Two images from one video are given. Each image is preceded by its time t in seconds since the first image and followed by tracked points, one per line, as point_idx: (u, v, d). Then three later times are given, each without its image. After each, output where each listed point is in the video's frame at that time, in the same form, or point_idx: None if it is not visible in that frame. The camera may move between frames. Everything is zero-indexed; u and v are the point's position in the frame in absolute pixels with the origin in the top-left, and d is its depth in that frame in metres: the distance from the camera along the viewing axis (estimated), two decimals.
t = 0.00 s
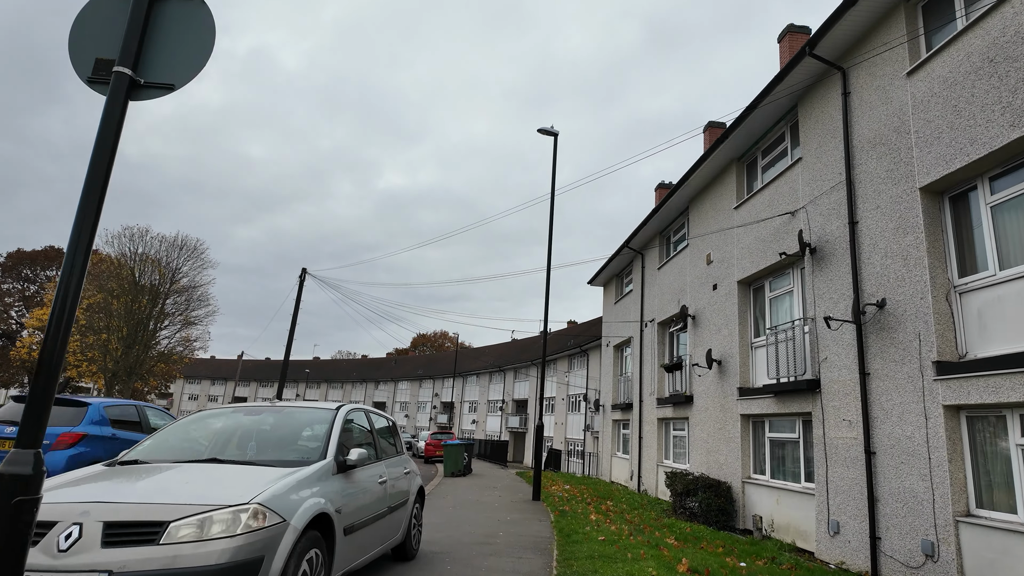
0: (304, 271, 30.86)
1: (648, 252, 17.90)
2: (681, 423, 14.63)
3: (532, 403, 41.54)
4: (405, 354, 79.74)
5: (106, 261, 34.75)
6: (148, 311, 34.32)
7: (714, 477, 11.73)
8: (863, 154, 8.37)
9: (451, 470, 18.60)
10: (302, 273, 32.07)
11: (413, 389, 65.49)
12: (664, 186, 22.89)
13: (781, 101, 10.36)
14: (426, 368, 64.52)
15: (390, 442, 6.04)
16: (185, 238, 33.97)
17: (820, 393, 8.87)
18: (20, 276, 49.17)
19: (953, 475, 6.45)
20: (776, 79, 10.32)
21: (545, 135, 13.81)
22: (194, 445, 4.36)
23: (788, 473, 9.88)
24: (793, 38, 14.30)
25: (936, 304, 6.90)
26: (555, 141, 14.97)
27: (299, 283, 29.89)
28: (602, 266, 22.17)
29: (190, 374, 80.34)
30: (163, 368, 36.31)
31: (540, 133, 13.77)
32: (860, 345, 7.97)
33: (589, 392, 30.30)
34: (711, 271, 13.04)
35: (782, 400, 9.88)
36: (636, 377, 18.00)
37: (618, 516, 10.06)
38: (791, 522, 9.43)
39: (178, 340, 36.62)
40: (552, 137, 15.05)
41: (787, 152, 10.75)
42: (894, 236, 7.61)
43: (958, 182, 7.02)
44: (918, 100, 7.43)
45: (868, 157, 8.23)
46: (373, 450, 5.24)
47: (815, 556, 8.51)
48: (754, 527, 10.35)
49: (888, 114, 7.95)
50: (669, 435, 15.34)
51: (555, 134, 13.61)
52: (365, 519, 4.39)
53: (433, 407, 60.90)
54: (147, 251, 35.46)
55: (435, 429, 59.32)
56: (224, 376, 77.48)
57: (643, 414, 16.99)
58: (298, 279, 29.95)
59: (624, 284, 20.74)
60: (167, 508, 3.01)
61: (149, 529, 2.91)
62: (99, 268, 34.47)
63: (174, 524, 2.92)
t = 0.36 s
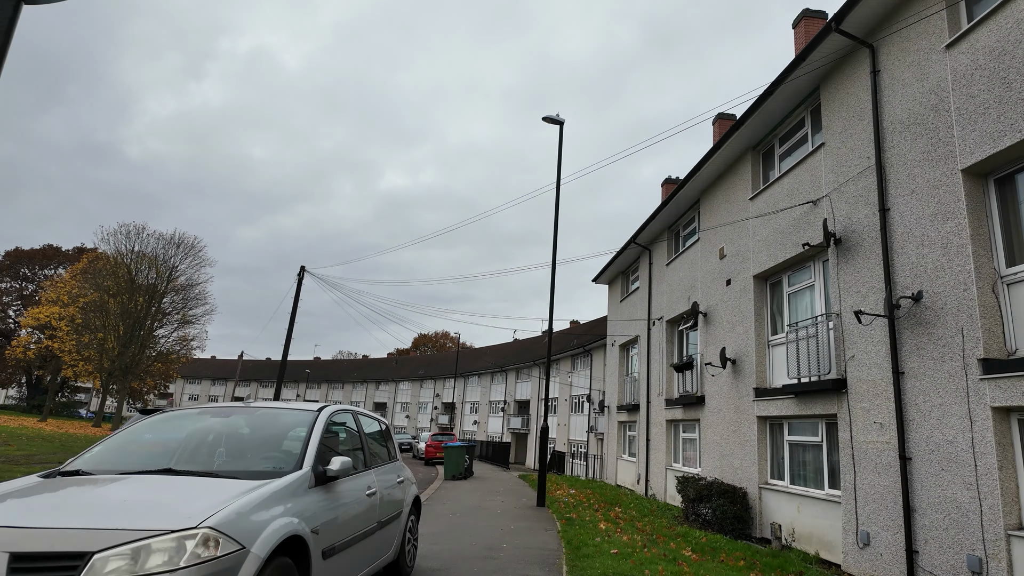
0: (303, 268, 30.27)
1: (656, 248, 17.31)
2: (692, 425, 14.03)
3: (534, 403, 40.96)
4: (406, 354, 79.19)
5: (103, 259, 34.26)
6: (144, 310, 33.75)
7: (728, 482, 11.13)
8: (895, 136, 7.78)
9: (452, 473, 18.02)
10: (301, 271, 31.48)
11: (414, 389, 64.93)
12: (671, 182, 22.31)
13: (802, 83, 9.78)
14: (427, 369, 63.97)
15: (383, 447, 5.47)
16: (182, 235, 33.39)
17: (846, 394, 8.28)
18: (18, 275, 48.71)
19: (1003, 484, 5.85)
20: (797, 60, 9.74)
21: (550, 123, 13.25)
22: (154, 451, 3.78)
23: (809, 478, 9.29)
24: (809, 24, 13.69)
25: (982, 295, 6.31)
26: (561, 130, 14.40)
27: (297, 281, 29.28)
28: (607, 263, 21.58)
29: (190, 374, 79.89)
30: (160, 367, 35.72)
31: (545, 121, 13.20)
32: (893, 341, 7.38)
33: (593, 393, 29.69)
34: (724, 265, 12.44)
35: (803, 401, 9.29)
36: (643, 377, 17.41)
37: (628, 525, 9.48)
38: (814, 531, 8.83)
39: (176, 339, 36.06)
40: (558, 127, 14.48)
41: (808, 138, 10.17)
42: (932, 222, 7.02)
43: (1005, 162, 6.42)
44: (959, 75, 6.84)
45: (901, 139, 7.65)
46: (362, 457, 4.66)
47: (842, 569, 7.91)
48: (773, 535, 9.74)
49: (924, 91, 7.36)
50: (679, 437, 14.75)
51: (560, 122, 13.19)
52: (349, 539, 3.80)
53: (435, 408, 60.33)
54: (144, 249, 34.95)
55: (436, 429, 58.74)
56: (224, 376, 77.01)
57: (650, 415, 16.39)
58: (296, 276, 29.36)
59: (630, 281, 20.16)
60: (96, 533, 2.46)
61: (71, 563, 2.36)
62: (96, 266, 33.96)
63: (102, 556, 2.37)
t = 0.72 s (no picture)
0: (299, 265, 29.67)
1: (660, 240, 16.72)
2: (700, 422, 13.46)
3: (534, 402, 40.42)
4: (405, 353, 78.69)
5: (96, 255, 33.63)
6: (137, 307, 33.13)
7: (741, 481, 10.56)
8: (926, 107, 7.21)
9: (451, 473, 17.42)
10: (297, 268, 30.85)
11: (413, 388, 64.37)
12: (675, 173, 21.73)
13: (820, 57, 9.20)
14: (426, 368, 63.41)
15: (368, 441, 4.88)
16: (176, 231, 32.76)
17: (872, 386, 7.70)
18: (12, 273, 48.08)
19: None
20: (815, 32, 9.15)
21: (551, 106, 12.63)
22: (92, 445, 3.18)
23: (830, 477, 8.71)
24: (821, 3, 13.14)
25: None
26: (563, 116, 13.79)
27: (293, 277, 28.67)
28: (610, 257, 20.99)
29: (187, 374, 79.32)
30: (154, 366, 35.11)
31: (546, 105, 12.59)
32: (927, 327, 6.79)
33: (594, 391, 29.12)
34: (735, 254, 11.86)
35: (823, 394, 8.73)
36: (647, 373, 16.83)
37: (636, 527, 8.91)
38: (836, 534, 8.26)
39: (170, 338, 35.44)
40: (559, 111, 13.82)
41: (826, 117, 9.58)
42: (971, 197, 6.44)
43: None
44: (1001, 36, 6.26)
45: (933, 109, 7.07)
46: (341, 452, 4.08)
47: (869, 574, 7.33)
48: (790, 537, 9.17)
49: (960, 56, 6.77)
50: (686, 435, 14.18)
51: (561, 104, 12.57)
52: (318, 550, 3.21)
53: (434, 407, 59.74)
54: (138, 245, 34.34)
55: (435, 429, 58.17)
56: (222, 376, 76.42)
57: (656, 412, 15.82)
58: (292, 272, 28.75)
59: (634, 275, 19.57)
60: None
61: None
62: (88, 263, 33.34)
63: None
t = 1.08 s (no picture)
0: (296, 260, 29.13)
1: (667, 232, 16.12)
2: (709, 421, 12.88)
3: (535, 400, 39.84)
4: (405, 351, 78.12)
5: (89, 251, 33.03)
6: (132, 304, 32.53)
7: (755, 483, 9.97)
8: (966, 77, 6.60)
9: (449, 473, 16.83)
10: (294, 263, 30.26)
11: (413, 386, 63.80)
12: (679, 164, 21.13)
13: (843, 31, 8.59)
14: (426, 366, 62.84)
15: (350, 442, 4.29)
16: (171, 226, 32.16)
17: (903, 382, 7.12)
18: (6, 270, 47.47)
19: None
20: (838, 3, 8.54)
21: (554, 89, 12.02)
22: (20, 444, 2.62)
23: (854, 479, 8.13)
24: None
25: None
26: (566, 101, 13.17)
27: (290, 272, 28.07)
28: (613, 251, 20.40)
29: (186, 372, 78.73)
30: (149, 363, 34.52)
31: (549, 87, 11.97)
32: (969, 317, 6.20)
33: (597, 389, 28.55)
34: (749, 244, 11.26)
35: (846, 391, 8.14)
36: (653, 370, 16.24)
37: (646, 533, 8.33)
38: (861, 540, 7.68)
39: (165, 335, 34.83)
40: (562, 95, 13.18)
41: (848, 96, 8.98)
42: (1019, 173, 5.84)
43: None
44: None
45: (975, 79, 6.46)
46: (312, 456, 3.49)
47: None
48: (810, 543, 8.59)
49: (1006, 19, 6.16)
50: (695, 434, 13.60)
51: (565, 87, 11.94)
52: None
53: (433, 405, 59.17)
54: (132, 241, 33.75)
55: (435, 427, 57.61)
56: (220, 374, 75.86)
57: (662, 410, 15.24)
58: (289, 268, 28.15)
59: (639, 269, 18.98)
60: None
61: None
62: (81, 259, 32.75)
63: None
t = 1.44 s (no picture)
0: (291, 257, 28.51)
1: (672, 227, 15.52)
2: (718, 422, 12.29)
3: (535, 400, 39.23)
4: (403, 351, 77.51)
5: (80, 248, 32.39)
6: (125, 302, 31.90)
7: (769, 488, 9.38)
8: (1009, 46, 6.01)
9: (446, 476, 16.23)
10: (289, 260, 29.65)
11: (412, 386, 63.19)
12: (683, 158, 20.54)
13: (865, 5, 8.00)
14: (425, 365, 62.23)
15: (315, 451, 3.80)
16: (165, 223, 31.52)
17: (936, 380, 6.52)
18: None
19: None
20: None
21: (554, 72, 11.42)
22: None
23: (878, 486, 7.54)
24: None
25: None
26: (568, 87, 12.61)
27: (285, 269, 27.41)
28: (615, 247, 19.81)
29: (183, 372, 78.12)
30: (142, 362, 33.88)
31: (550, 70, 11.37)
32: (1015, 309, 5.61)
33: (598, 389, 27.90)
34: (760, 236, 10.69)
35: (870, 390, 7.55)
36: (657, 369, 15.64)
37: (654, 543, 7.75)
38: (888, 553, 7.09)
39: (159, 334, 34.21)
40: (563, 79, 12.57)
41: (871, 75, 8.38)
42: None
43: None
44: None
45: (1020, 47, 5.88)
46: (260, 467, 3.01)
47: None
48: (830, 554, 7.99)
49: None
50: (702, 436, 13.00)
51: (566, 70, 11.35)
52: None
53: (432, 405, 58.53)
54: (124, 238, 33.12)
55: (434, 428, 56.97)
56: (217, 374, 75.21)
57: (667, 411, 14.66)
58: (284, 265, 27.51)
59: (641, 265, 18.40)
60: None
61: None
62: (73, 256, 32.11)
63: None
